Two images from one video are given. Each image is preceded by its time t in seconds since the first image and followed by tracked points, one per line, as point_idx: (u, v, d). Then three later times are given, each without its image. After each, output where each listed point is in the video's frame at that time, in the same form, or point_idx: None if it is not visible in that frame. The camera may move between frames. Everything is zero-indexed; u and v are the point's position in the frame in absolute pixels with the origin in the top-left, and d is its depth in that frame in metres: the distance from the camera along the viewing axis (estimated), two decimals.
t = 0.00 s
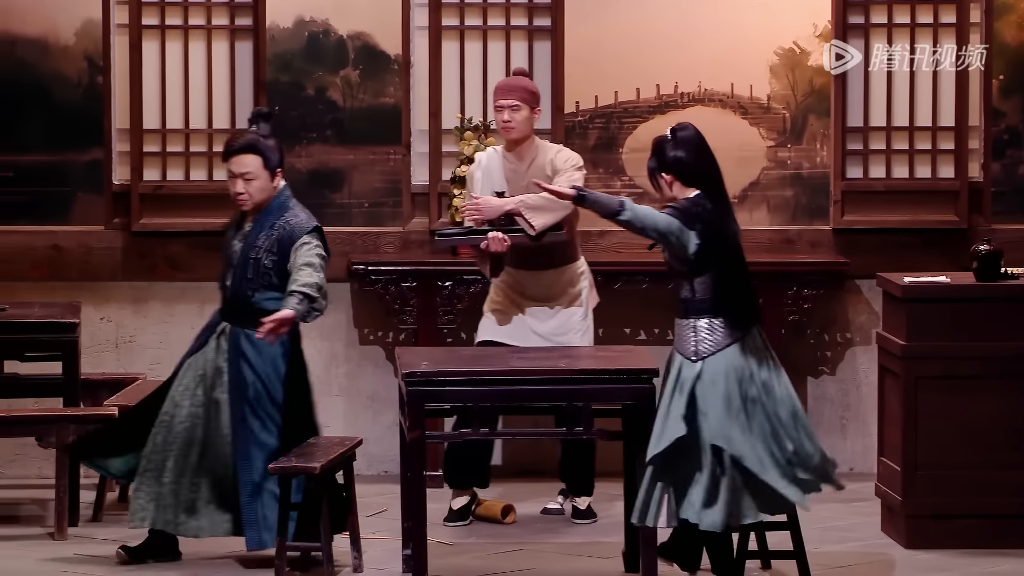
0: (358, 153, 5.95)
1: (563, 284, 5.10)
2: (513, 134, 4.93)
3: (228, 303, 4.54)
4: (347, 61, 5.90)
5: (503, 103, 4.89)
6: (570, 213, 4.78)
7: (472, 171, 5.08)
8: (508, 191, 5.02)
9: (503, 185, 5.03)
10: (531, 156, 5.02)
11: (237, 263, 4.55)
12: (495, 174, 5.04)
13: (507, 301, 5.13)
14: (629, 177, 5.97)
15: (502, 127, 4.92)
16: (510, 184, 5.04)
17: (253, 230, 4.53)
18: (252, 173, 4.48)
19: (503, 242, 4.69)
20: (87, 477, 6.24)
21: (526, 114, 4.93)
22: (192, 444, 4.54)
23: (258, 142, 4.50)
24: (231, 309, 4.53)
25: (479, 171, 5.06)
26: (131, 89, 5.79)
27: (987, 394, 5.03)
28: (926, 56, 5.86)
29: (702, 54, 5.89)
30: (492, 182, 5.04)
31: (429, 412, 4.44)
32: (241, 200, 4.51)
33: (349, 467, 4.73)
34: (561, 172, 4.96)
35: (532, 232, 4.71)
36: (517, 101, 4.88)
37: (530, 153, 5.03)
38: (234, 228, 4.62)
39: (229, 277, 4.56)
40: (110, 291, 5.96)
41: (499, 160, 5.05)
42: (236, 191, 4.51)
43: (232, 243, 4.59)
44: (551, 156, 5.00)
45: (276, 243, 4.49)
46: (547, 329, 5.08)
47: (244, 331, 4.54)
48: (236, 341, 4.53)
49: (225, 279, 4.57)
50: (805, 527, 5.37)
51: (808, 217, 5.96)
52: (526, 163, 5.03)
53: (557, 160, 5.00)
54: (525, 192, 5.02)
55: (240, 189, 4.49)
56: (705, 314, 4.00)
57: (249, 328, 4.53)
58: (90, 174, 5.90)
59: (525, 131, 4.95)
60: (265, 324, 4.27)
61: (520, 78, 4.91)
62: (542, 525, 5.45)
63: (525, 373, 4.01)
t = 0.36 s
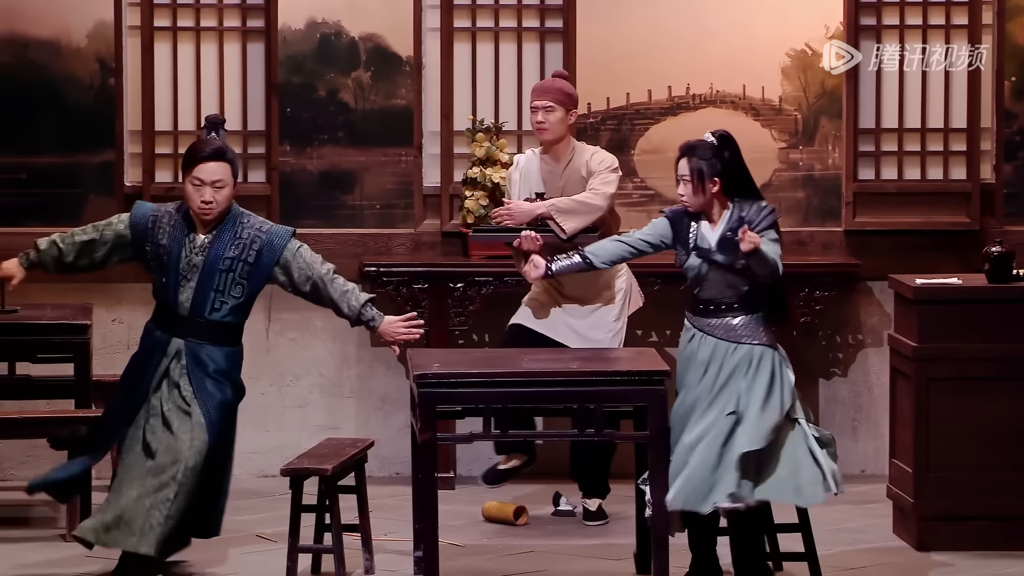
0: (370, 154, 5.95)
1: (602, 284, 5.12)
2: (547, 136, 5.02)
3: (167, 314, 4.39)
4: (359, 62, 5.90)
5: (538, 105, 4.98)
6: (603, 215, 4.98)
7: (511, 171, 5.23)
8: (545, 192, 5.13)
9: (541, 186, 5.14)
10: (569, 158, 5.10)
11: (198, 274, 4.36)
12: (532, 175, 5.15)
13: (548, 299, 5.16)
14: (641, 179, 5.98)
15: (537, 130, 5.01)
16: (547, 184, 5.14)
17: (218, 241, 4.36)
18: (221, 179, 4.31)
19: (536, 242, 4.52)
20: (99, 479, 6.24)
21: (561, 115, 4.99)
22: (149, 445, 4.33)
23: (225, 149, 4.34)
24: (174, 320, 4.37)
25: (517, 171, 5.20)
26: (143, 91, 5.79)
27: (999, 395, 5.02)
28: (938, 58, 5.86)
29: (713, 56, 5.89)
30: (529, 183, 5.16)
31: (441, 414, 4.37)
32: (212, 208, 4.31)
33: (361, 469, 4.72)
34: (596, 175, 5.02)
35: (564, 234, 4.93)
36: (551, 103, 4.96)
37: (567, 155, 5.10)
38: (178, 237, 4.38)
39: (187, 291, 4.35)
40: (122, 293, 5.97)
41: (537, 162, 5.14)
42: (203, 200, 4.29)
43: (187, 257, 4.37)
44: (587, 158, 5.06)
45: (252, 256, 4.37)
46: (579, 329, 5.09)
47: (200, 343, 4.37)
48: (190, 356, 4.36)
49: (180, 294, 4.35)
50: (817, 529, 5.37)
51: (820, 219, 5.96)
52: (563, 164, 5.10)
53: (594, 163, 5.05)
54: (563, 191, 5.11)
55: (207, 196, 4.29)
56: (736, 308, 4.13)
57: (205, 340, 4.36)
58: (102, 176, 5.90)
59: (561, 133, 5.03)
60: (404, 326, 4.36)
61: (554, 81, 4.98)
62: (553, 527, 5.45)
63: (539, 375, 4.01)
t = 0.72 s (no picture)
0: (375, 155, 5.96)
1: (601, 277, 5.10)
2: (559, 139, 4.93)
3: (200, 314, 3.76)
4: (364, 63, 5.90)
5: (548, 110, 4.88)
6: (616, 207, 4.85)
7: (514, 165, 5.10)
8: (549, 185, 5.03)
9: (544, 179, 5.05)
10: (572, 152, 5.04)
11: (261, 268, 3.84)
12: (535, 169, 5.06)
13: (546, 295, 5.16)
14: (645, 180, 5.98)
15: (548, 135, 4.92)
16: (551, 178, 5.05)
17: (262, 233, 3.86)
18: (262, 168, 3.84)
19: (543, 235, 4.71)
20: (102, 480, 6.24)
21: (572, 119, 4.92)
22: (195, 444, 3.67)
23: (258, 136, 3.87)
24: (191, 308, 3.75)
25: (520, 165, 5.08)
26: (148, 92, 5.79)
27: (1003, 397, 5.02)
28: (943, 59, 5.86)
29: (717, 57, 5.89)
30: (533, 176, 5.06)
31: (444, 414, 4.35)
32: (258, 203, 3.81)
33: (366, 471, 4.72)
34: (606, 165, 4.96)
35: (580, 227, 4.79)
36: (563, 107, 4.87)
37: (571, 149, 5.03)
38: (228, 236, 3.76)
39: (252, 286, 3.81)
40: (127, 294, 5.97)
41: (539, 155, 5.07)
42: (253, 193, 3.78)
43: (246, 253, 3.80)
44: (592, 150, 5.00)
45: (283, 239, 3.93)
46: (577, 324, 5.10)
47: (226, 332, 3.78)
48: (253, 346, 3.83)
49: (245, 289, 3.80)
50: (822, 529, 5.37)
51: (824, 220, 5.97)
52: (566, 158, 5.04)
53: (599, 153, 5.00)
54: (567, 184, 5.04)
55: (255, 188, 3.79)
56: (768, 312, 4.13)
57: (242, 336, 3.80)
58: (107, 176, 5.91)
59: (569, 132, 4.95)
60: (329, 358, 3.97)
61: (556, 81, 4.88)
62: (557, 528, 5.45)
63: (544, 376, 4.00)
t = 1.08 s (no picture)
0: (372, 156, 5.95)
1: (588, 275, 5.09)
2: (547, 150, 4.93)
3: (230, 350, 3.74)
4: (361, 63, 5.89)
5: (538, 127, 4.84)
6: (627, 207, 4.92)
7: (499, 170, 5.04)
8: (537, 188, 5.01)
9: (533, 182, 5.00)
10: (560, 155, 5.02)
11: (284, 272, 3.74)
12: (523, 173, 5.01)
13: (532, 295, 5.15)
14: (643, 180, 5.97)
15: (538, 147, 4.91)
16: (539, 180, 5.04)
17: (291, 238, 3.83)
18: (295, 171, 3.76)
19: (533, 239, 4.62)
20: (99, 481, 6.23)
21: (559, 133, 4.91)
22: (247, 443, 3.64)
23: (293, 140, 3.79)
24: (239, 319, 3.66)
25: (506, 170, 5.02)
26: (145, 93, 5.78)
27: (1002, 397, 5.01)
28: (942, 59, 5.85)
29: (715, 57, 5.88)
30: (519, 180, 5.02)
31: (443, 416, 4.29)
32: (291, 204, 3.73)
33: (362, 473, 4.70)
34: (600, 166, 4.99)
35: (597, 224, 4.85)
36: (553, 122, 4.84)
37: (559, 153, 5.01)
38: (264, 239, 3.69)
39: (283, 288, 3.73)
40: (123, 294, 5.95)
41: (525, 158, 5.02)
42: (286, 196, 3.70)
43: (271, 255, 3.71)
44: (582, 151, 5.01)
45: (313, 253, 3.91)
46: (568, 323, 5.08)
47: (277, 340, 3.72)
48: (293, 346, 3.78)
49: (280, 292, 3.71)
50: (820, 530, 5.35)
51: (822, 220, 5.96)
52: (554, 162, 5.02)
53: (588, 154, 5.01)
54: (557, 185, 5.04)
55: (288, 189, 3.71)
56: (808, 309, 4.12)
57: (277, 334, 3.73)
58: (104, 177, 5.89)
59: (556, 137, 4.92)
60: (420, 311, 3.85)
61: (546, 95, 4.82)
62: (555, 528, 5.43)
63: (541, 376, 3.99)
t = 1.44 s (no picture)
0: (370, 155, 5.92)
1: (578, 274, 5.06)
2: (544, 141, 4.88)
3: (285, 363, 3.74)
4: (359, 62, 5.85)
5: (537, 109, 4.82)
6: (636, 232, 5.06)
7: (489, 167, 4.99)
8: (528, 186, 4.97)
9: (523, 180, 4.97)
10: (551, 154, 5.00)
11: (332, 264, 3.79)
12: (513, 170, 4.97)
13: (519, 296, 5.12)
14: (643, 179, 5.94)
15: (537, 134, 4.86)
16: (529, 178, 4.98)
17: (340, 226, 3.82)
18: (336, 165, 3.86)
19: (523, 240, 4.52)
20: (95, 482, 6.19)
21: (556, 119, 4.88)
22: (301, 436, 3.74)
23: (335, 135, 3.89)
24: (281, 313, 3.78)
25: (496, 167, 4.97)
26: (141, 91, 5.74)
27: (1003, 398, 4.97)
28: (942, 58, 5.81)
29: (715, 55, 5.85)
30: (510, 180, 4.97)
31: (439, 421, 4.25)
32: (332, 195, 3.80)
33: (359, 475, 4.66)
34: (594, 172, 5.02)
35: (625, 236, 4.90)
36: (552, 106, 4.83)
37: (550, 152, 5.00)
38: (299, 235, 3.78)
39: (323, 283, 3.78)
40: (120, 294, 5.92)
41: (516, 157, 4.98)
42: (326, 186, 3.79)
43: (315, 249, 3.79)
44: (577, 152, 5.01)
45: (373, 233, 3.87)
46: (559, 322, 5.07)
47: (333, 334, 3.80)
48: (341, 346, 3.79)
49: (317, 288, 3.77)
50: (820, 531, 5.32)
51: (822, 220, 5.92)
52: (546, 160, 4.99)
53: (581, 156, 5.02)
54: (547, 183, 4.99)
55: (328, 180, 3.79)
56: (807, 307, 4.18)
57: (322, 326, 3.78)
58: (100, 176, 5.86)
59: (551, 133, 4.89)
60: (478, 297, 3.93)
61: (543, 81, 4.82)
62: (554, 530, 5.40)
63: (538, 377, 3.95)
